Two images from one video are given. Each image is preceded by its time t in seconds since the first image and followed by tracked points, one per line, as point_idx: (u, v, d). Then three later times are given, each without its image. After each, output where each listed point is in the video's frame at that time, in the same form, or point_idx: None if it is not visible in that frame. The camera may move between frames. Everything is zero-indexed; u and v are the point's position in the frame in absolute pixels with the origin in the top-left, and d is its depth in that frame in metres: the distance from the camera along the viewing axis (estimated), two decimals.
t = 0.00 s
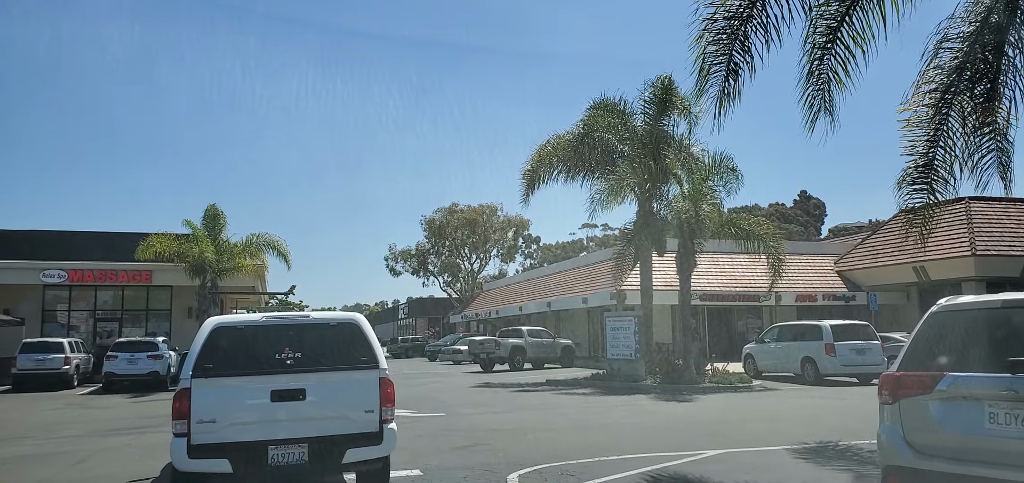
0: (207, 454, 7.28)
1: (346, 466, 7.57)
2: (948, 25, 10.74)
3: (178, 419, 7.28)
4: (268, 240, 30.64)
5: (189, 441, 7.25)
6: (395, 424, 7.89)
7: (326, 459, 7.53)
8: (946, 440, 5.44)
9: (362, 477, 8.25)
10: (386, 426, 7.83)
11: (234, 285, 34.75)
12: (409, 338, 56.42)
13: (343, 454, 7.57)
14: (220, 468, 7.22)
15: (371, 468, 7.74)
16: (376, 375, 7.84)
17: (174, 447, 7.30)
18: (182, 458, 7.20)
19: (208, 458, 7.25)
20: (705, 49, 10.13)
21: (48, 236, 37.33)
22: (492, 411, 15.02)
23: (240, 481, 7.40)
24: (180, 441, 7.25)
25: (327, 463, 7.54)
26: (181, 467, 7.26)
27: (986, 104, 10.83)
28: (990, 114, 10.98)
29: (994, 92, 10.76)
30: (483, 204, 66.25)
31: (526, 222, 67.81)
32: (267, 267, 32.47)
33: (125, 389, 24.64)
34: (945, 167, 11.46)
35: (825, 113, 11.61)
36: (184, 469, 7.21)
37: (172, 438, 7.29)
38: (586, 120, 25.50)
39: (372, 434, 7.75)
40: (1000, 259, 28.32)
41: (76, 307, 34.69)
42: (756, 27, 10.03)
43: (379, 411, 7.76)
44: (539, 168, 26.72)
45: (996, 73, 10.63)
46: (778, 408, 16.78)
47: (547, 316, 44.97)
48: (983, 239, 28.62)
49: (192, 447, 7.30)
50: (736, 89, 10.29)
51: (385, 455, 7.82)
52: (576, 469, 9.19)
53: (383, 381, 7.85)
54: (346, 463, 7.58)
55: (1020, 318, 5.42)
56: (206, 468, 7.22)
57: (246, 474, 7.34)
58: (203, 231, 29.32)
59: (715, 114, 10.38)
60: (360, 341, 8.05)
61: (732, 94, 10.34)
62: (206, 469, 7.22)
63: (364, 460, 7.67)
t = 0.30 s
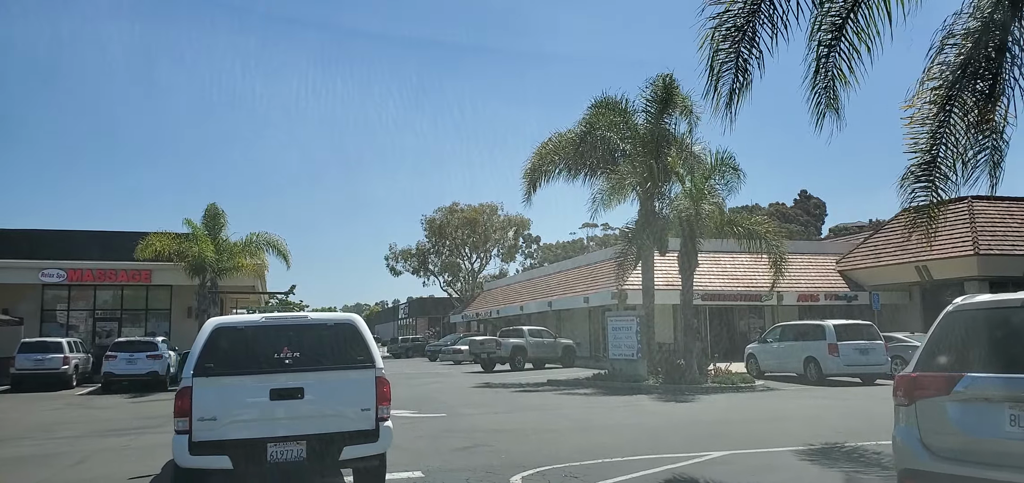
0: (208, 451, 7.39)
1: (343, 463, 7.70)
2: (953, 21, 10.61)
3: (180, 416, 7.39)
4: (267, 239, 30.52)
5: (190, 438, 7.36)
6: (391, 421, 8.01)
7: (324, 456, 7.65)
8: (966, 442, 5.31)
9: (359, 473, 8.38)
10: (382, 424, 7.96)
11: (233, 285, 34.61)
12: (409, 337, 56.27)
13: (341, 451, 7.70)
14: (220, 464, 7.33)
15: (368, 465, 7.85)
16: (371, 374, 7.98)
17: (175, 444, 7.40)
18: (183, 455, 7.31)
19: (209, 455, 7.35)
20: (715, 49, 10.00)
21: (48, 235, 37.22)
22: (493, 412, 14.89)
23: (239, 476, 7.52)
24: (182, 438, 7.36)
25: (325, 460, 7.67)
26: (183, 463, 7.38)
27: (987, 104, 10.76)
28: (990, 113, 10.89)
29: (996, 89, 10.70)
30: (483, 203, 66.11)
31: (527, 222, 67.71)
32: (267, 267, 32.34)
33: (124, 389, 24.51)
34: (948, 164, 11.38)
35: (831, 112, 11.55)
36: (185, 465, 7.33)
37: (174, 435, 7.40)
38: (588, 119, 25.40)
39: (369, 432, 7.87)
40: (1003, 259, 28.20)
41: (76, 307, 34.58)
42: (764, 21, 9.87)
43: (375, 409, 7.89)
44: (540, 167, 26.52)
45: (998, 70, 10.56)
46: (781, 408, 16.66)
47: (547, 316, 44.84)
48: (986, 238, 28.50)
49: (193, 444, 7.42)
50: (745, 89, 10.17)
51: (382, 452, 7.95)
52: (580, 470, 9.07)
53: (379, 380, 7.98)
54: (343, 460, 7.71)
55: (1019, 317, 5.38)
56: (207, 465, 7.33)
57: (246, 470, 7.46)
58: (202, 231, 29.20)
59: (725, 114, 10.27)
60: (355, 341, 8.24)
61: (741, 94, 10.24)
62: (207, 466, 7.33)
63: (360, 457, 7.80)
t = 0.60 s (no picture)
0: (208, 449, 7.52)
1: (340, 460, 7.84)
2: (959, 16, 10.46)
3: (180, 414, 7.52)
4: (268, 238, 30.36)
5: (191, 436, 7.48)
6: (387, 419, 8.17)
7: (321, 453, 7.80)
8: (989, 445, 5.15)
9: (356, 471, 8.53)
10: (378, 422, 8.11)
11: (233, 284, 34.46)
12: (410, 337, 56.13)
13: (338, 447, 7.84)
14: (220, 461, 7.44)
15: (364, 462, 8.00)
16: (368, 373, 8.12)
17: (176, 441, 7.53)
18: (184, 452, 7.43)
19: (210, 452, 7.47)
20: (725, 48, 9.87)
21: (47, 233, 37.06)
22: (495, 412, 14.75)
23: (239, 473, 7.64)
24: (183, 435, 7.48)
25: (323, 456, 7.82)
26: (184, 460, 7.50)
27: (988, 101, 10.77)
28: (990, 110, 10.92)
29: (1000, 85, 10.64)
30: (483, 203, 65.94)
31: (527, 221, 67.55)
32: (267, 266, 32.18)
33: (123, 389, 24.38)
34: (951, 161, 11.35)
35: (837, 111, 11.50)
36: (186, 462, 7.44)
37: (175, 433, 7.51)
38: (590, 116, 25.23)
39: (365, 429, 8.02)
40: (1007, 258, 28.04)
41: (75, 306, 34.44)
42: (773, 14, 9.73)
43: (372, 407, 8.03)
44: (542, 164, 26.33)
45: (1003, 65, 10.49)
46: (786, 408, 16.53)
47: (548, 315, 44.66)
48: (989, 237, 28.35)
49: (194, 441, 7.53)
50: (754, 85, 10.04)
51: (378, 449, 8.10)
52: (586, 472, 8.92)
53: (376, 379, 8.12)
54: (341, 457, 7.84)
55: (1019, 317, 5.34)
56: (208, 461, 7.45)
57: (245, 467, 7.60)
58: (202, 229, 29.05)
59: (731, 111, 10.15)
60: (353, 341, 8.37)
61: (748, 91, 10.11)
62: (208, 462, 7.45)
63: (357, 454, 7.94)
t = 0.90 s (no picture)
0: (208, 446, 7.66)
1: (337, 458, 7.92)
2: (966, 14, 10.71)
3: (181, 412, 7.67)
4: (268, 237, 30.16)
5: (191, 433, 7.63)
6: (384, 417, 8.25)
7: (319, 450, 7.89)
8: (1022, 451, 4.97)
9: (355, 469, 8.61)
10: (376, 420, 8.19)
11: (233, 283, 34.25)
12: (410, 337, 55.92)
13: (335, 445, 7.93)
14: (220, 458, 7.58)
15: (362, 460, 8.07)
16: (365, 372, 8.21)
17: (178, 438, 7.68)
18: (184, 449, 7.58)
19: (209, 450, 7.61)
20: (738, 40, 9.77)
21: (45, 233, 36.87)
22: (498, 413, 14.57)
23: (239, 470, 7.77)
24: (183, 433, 7.64)
25: (320, 454, 7.91)
26: (184, 457, 7.64)
27: (991, 101, 11.11)
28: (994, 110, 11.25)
29: (1003, 82, 10.98)
30: (484, 203, 65.77)
31: (528, 221, 67.38)
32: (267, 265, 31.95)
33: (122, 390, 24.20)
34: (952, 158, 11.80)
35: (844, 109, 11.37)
36: (186, 460, 7.60)
37: (176, 430, 7.67)
38: (592, 115, 25.06)
39: (363, 427, 8.10)
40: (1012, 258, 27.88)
41: (74, 306, 34.26)
42: (784, 7, 9.59)
43: (369, 405, 8.10)
44: (544, 163, 26.20)
45: (1006, 65, 10.83)
46: (790, 409, 16.38)
47: (550, 316, 44.44)
48: (994, 237, 28.20)
49: (194, 439, 7.68)
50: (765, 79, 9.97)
51: (376, 447, 8.18)
52: (592, 475, 8.75)
53: (372, 378, 8.20)
54: (338, 455, 7.93)
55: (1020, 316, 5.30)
56: (208, 459, 7.59)
57: (244, 464, 7.72)
58: (202, 228, 28.85)
59: (738, 103, 10.19)
60: (350, 341, 8.50)
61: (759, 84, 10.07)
62: (207, 460, 7.59)
63: (355, 452, 8.02)
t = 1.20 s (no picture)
0: (207, 444, 7.88)
1: (334, 455, 8.15)
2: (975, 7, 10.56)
3: (181, 410, 7.91)
4: (267, 236, 29.92)
5: (191, 431, 7.87)
6: (380, 416, 8.48)
7: (316, 448, 8.12)
8: None
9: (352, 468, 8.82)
10: (371, 419, 8.43)
11: (233, 284, 34.02)
12: (411, 338, 55.67)
13: (332, 443, 8.16)
14: (219, 455, 7.81)
15: (358, 458, 8.30)
16: (361, 371, 8.44)
17: (178, 436, 7.91)
18: (184, 447, 7.80)
19: (209, 447, 7.84)
20: (746, 30, 9.85)
21: (43, 233, 36.63)
22: (500, 415, 14.38)
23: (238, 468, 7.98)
24: (183, 431, 7.86)
25: (318, 451, 8.14)
26: (184, 454, 7.87)
27: (999, 96, 10.94)
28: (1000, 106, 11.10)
29: (1011, 77, 10.81)
30: (485, 203, 65.55)
31: (528, 221, 67.17)
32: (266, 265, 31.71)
33: (120, 391, 24.00)
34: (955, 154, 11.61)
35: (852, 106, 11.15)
36: (187, 457, 7.82)
37: (176, 429, 7.90)
38: (595, 114, 24.84)
39: (359, 426, 8.33)
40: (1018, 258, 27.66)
41: (72, 306, 34.05)
42: None
43: (365, 404, 8.34)
44: (546, 162, 25.99)
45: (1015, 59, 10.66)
46: (796, 411, 16.19)
47: (551, 316, 44.17)
48: (999, 237, 27.99)
49: (194, 437, 7.91)
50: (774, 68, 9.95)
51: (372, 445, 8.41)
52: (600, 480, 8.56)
53: (369, 377, 8.44)
54: (335, 452, 8.16)
55: None
56: (207, 456, 7.81)
57: (243, 461, 7.95)
58: (200, 228, 28.60)
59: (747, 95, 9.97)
60: (346, 342, 8.71)
61: (768, 71, 10.05)
62: (207, 457, 7.82)
63: (352, 450, 8.25)
